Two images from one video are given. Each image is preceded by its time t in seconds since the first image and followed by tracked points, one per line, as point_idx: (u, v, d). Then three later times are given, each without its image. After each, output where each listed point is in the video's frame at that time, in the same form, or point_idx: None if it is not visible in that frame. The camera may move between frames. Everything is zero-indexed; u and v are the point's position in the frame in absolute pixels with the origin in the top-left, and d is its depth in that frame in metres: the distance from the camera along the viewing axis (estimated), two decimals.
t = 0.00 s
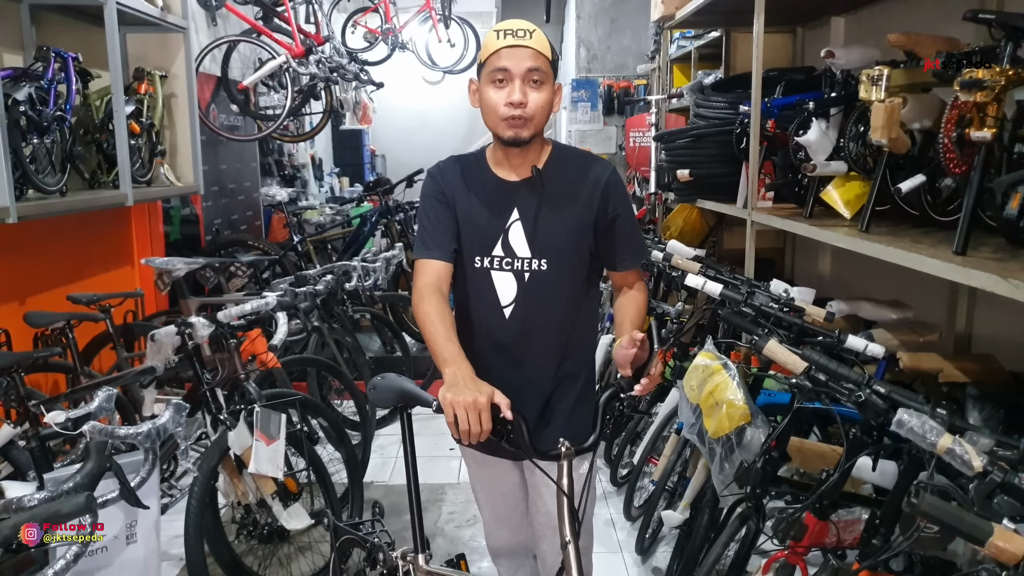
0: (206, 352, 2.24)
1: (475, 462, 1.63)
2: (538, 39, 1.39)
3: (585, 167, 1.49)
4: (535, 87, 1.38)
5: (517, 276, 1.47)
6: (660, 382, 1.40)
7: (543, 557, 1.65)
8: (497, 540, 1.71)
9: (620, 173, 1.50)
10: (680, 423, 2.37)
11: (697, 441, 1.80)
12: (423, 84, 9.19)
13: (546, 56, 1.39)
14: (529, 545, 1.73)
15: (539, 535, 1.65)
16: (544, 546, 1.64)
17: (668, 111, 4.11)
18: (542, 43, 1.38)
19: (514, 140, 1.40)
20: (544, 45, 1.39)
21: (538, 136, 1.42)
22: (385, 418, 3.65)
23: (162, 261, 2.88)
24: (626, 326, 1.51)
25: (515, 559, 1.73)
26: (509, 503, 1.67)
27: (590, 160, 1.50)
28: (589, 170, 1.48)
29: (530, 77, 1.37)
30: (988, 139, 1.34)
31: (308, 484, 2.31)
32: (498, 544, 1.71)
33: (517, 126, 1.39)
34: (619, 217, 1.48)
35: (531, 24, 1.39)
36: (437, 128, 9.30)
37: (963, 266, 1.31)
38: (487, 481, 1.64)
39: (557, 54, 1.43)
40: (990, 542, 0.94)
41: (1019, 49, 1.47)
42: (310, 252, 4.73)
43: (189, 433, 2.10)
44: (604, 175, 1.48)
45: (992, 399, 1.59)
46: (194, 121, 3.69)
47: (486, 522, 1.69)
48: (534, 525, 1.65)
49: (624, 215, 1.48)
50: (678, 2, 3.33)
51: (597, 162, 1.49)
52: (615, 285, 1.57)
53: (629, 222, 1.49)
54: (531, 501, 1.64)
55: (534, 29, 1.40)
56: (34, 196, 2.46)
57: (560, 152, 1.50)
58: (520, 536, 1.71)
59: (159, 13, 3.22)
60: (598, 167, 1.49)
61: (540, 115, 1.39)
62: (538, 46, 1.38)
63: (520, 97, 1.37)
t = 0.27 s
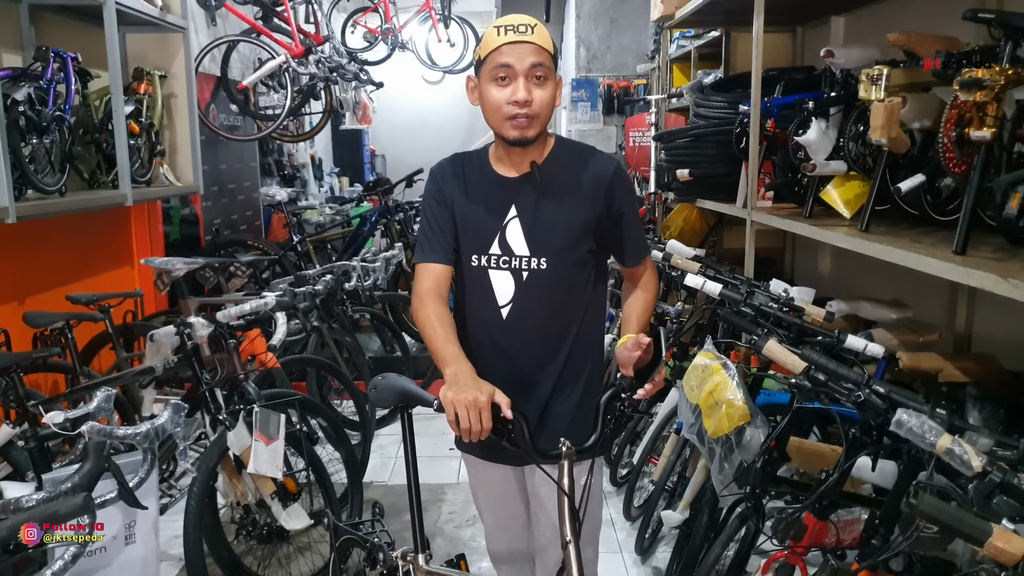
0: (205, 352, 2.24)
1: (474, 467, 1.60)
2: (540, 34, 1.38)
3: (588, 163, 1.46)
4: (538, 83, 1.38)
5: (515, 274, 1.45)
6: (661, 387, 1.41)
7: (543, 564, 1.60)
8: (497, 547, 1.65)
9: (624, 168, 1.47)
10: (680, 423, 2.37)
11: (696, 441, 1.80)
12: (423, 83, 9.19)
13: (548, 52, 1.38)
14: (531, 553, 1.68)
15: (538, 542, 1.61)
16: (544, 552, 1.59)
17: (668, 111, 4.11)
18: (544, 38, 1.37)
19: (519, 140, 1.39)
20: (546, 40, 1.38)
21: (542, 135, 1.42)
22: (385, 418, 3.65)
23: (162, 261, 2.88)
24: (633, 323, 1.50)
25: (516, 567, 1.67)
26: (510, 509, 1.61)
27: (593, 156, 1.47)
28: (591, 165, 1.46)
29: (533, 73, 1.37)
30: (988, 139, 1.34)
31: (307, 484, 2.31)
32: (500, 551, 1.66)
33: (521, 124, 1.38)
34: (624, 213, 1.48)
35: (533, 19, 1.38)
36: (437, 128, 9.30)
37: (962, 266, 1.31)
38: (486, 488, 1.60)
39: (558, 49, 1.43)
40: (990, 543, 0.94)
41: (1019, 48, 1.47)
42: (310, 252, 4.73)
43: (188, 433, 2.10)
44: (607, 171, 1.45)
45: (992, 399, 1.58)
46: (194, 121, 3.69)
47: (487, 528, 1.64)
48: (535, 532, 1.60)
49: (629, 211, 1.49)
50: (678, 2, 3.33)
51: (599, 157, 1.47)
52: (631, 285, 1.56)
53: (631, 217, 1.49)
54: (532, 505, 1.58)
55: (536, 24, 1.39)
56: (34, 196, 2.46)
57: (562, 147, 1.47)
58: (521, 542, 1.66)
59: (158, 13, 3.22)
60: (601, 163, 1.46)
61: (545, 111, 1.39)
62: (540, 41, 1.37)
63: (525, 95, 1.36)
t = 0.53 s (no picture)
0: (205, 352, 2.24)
1: (474, 472, 1.58)
2: (542, 36, 1.37)
3: (593, 162, 1.44)
4: (536, 87, 1.37)
5: (516, 276, 1.44)
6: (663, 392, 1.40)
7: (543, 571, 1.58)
8: (498, 552, 1.64)
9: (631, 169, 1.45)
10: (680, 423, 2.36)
11: (696, 441, 1.80)
12: (423, 84, 9.19)
13: (549, 55, 1.37)
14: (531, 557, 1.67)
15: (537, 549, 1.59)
16: (543, 558, 1.57)
17: (668, 112, 4.11)
18: (544, 41, 1.36)
19: (516, 144, 1.38)
20: (547, 43, 1.37)
21: (541, 138, 1.40)
22: (385, 419, 3.65)
23: (162, 262, 2.88)
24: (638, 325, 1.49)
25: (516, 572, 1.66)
26: (510, 513, 1.60)
27: (599, 155, 1.45)
28: (596, 165, 1.44)
29: (531, 76, 1.36)
30: (989, 140, 1.34)
31: (307, 484, 2.31)
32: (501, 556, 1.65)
33: (517, 129, 1.37)
34: (630, 214, 1.47)
35: (534, 20, 1.37)
36: (438, 129, 9.30)
37: (962, 268, 1.31)
38: (485, 493, 1.58)
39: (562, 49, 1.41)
40: (991, 544, 0.94)
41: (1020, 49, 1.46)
42: (310, 252, 4.73)
43: (188, 434, 2.10)
44: (612, 171, 1.43)
45: (992, 400, 1.58)
46: (194, 121, 3.69)
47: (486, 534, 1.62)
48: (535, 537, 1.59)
49: (635, 212, 1.47)
50: (678, 3, 3.33)
51: (604, 157, 1.45)
52: (643, 285, 1.55)
53: (636, 219, 1.47)
54: (533, 511, 1.57)
55: (538, 26, 1.37)
56: (34, 196, 2.46)
57: (566, 146, 1.45)
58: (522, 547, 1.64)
59: (159, 14, 3.22)
60: (606, 163, 1.44)
61: (542, 118, 1.37)
62: (541, 44, 1.36)
63: (520, 100, 1.35)
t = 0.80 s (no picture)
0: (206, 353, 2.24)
1: (474, 473, 1.58)
2: (548, 34, 1.36)
3: (599, 164, 1.42)
4: (541, 86, 1.37)
5: (519, 279, 1.43)
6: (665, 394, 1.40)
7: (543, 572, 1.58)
8: (500, 552, 1.64)
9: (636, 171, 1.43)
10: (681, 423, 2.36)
11: (697, 442, 1.79)
12: (423, 84, 9.19)
13: (556, 53, 1.36)
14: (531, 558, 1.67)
15: (537, 550, 1.59)
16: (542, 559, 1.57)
17: (669, 112, 4.11)
18: (551, 39, 1.35)
19: (517, 142, 1.38)
20: (554, 41, 1.36)
21: (545, 137, 1.39)
22: (386, 419, 3.65)
23: (163, 262, 2.88)
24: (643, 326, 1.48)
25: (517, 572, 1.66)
26: (510, 514, 1.60)
27: (604, 157, 1.43)
28: (602, 167, 1.42)
29: (536, 75, 1.35)
30: (990, 140, 1.34)
31: (308, 484, 2.30)
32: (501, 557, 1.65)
33: (518, 126, 1.36)
34: (634, 218, 1.46)
35: (541, 18, 1.36)
36: (438, 129, 9.30)
37: (964, 268, 1.31)
38: (487, 494, 1.58)
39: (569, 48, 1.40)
40: (992, 544, 0.94)
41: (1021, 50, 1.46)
42: (311, 252, 4.73)
43: (189, 434, 2.10)
44: (618, 175, 1.42)
45: (994, 400, 1.58)
46: (195, 122, 3.69)
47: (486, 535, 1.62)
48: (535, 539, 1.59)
49: (638, 215, 1.46)
50: (679, 3, 3.33)
51: (609, 159, 1.43)
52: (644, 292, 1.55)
53: (638, 221, 1.47)
54: (532, 512, 1.57)
55: (545, 24, 1.36)
56: (35, 196, 2.46)
57: (571, 148, 1.44)
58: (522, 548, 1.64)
59: (160, 14, 3.22)
60: (611, 166, 1.43)
61: (546, 116, 1.37)
62: (548, 42, 1.35)
63: (523, 98, 1.35)
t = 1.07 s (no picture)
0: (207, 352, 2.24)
1: (475, 473, 1.59)
2: (551, 36, 1.35)
3: (604, 167, 1.42)
4: (547, 88, 1.36)
5: (524, 281, 1.43)
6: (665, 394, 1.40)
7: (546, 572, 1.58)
8: (502, 553, 1.64)
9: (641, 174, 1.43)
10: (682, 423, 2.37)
11: (698, 441, 1.78)
12: (424, 84, 9.20)
13: (559, 55, 1.36)
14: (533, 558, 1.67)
15: (539, 550, 1.59)
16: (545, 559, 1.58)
17: (669, 112, 4.11)
18: (553, 41, 1.34)
19: (526, 147, 1.38)
20: (557, 42, 1.35)
21: (552, 139, 1.39)
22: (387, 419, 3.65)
23: (164, 262, 2.88)
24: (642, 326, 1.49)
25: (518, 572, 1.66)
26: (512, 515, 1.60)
27: (609, 160, 1.43)
28: (607, 170, 1.42)
29: (541, 78, 1.35)
30: (991, 140, 1.34)
31: (309, 484, 2.30)
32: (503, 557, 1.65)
33: (527, 131, 1.36)
34: (637, 220, 1.46)
35: (543, 20, 1.35)
36: (439, 129, 9.31)
37: (966, 268, 1.30)
38: (489, 495, 1.58)
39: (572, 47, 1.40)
40: (995, 544, 0.93)
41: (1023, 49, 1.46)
42: (311, 252, 4.73)
43: (191, 434, 2.10)
44: (623, 178, 1.41)
45: (995, 400, 1.58)
46: (196, 122, 3.69)
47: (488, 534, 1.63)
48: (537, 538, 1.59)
49: (642, 217, 1.46)
50: (679, 3, 3.33)
51: (615, 162, 1.43)
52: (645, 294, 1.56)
53: (641, 224, 1.47)
54: (534, 513, 1.57)
55: (547, 25, 1.36)
56: (36, 196, 2.47)
57: (576, 151, 1.44)
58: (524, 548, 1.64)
59: (161, 14, 3.22)
60: (616, 168, 1.42)
61: (553, 118, 1.37)
62: (551, 44, 1.34)
63: (529, 101, 1.35)
